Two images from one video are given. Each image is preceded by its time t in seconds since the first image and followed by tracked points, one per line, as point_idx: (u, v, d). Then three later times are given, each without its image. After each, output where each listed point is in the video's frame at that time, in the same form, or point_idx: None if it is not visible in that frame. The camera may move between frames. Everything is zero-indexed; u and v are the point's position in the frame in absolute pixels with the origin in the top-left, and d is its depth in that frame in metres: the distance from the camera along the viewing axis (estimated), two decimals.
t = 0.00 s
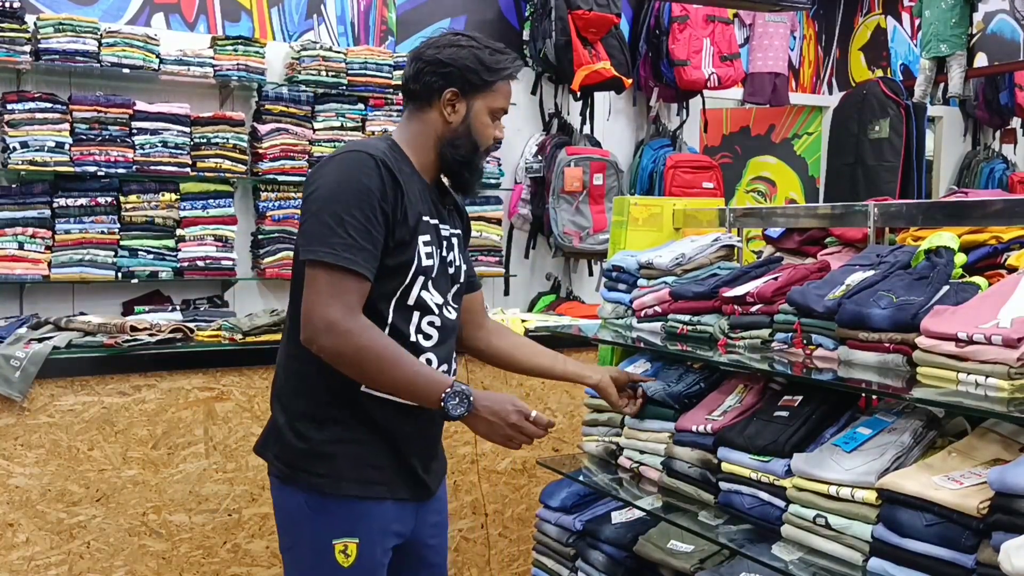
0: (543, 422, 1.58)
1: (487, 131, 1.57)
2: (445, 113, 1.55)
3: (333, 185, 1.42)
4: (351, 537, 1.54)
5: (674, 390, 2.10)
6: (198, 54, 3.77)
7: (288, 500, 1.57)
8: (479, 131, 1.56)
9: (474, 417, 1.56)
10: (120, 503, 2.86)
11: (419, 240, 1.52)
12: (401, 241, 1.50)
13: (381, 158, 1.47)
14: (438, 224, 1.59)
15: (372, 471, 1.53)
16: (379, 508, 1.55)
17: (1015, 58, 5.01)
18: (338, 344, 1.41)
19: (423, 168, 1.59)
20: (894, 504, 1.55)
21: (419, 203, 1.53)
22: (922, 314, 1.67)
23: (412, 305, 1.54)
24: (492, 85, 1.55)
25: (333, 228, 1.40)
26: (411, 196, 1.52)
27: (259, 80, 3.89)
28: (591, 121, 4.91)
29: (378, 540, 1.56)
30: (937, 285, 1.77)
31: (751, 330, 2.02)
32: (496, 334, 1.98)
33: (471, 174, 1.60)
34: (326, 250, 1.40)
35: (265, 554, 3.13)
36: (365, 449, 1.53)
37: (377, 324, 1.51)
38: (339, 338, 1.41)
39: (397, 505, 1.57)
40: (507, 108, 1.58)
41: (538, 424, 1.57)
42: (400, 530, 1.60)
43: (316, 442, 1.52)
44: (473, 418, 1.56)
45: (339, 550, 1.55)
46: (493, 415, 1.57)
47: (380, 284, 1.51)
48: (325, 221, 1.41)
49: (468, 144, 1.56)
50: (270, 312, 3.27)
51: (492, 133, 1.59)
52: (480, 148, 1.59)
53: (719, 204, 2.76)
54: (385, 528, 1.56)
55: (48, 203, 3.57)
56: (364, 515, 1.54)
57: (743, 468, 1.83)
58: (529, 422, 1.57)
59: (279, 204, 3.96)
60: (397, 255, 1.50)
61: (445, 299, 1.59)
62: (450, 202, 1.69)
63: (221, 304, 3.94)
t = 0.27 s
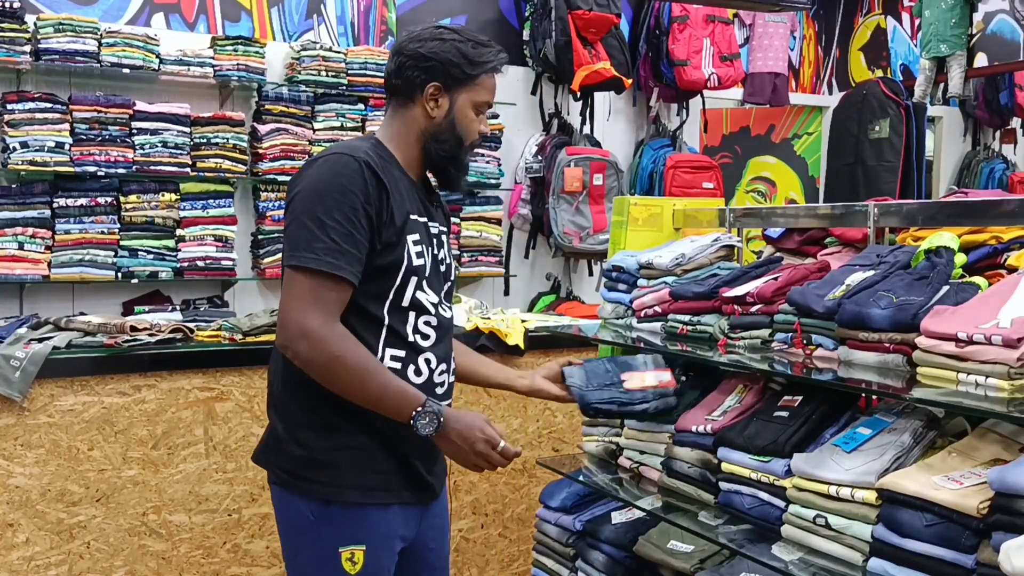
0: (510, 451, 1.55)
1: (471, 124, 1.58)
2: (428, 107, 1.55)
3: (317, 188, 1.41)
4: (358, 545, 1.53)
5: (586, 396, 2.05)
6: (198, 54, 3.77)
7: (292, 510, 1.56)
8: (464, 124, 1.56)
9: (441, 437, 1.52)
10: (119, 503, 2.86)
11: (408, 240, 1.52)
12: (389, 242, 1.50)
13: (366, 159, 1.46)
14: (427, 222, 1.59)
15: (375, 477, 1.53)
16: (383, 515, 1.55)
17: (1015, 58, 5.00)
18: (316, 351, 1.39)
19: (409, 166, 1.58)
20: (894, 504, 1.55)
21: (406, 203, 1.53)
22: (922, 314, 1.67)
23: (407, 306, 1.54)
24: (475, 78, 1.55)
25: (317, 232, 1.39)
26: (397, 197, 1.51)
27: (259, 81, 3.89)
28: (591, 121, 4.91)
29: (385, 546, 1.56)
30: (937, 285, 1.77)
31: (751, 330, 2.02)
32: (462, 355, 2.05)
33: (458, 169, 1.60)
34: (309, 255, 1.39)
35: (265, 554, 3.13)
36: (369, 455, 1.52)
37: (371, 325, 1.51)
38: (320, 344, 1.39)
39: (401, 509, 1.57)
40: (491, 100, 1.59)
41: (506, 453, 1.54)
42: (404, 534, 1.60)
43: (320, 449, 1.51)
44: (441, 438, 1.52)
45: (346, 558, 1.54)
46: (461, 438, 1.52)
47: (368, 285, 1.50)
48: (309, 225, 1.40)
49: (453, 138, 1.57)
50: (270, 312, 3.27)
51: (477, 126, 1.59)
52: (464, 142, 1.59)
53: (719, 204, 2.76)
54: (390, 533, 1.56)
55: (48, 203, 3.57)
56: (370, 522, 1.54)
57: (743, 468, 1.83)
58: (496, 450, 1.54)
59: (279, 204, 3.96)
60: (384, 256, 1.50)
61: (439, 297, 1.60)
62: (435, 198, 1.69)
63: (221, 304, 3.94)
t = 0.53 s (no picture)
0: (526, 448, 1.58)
1: (447, 118, 1.55)
2: (403, 101, 1.53)
3: (319, 196, 1.40)
4: (375, 545, 1.53)
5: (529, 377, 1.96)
6: (198, 55, 3.77)
7: (303, 513, 1.54)
8: (438, 118, 1.54)
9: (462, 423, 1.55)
10: (120, 503, 2.86)
11: (407, 241, 1.52)
12: (390, 245, 1.49)
13: (364, 163, 1.45)
14: (422, 221, 1.59)
15: (387, 478, 1.53)
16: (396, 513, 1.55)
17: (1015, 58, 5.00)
18: (328, 360, 1.40)
19: (398, 164, 1.58)
20: (894, 504, 1.55)
21: (402, 204, 1.52)
22: (922, 314, 1.67)
23: (410, 306, 1.54)
24: (450, 69, 1.52)
25: (323, 241, 1.38)
26: (395, 198, 1.50)
27: (259, 81, 3.89)
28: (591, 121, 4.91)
29: (399, 546, 1.56)
30: (936, 285, 1.77)
31: (751, 330, 2.02)
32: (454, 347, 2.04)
33: (433, 164, 1.58)
34: (316, 264, 1.38)
35: (265, 554, 3.13)
36: (378, 456, 1.52)
37: (375, 326, 1.50)
38: (331, 352, 1.39)
39: (414, 509, 1.58)
40: (469, 93, 1.55)
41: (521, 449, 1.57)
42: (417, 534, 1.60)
43: (330, 454, 1.50)
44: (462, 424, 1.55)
45: (362, 559, 1.54)
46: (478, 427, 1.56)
47: (372, 288, 1.50)
48: (313, 234, 1.39)
49: (430, 133, 1.54)
50: (270, 312, 3.27)
51: (456, 120, 1.56)
52: (440, 136, 1.56)
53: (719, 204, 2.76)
54: (404, 533, 1.56)
55: (48, 204, 3.57)
56: (385, 522, 1.54)
57: (743, 468, 1.83)
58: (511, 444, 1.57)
59: (279, 204, 3.96)
60: (386, 259, 1.49)
61: (439, 294, 1.60)
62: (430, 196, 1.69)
63: (221, 304, 3.94)
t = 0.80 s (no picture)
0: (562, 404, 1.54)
1: (433, 109, 1.53)
2: (388, 97, 1.54)
3: (312, 197, 1.40)
4: (376, 542, 1.53)
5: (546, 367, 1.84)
6: (198, 55, 3.77)
7: (308, 509, 1.55)
8: (422, 112, 1.53)
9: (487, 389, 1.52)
10: (120, 503, 2.86)
11: (405, 239, 1.52)
12: (388, 244, 1.49)
13: (356, 163, 1.45)
14: (421, 219, 1.58)
15: (391, 475, 1.52)
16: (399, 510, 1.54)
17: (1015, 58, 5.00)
18: (336, 356, 1.40)
19: (394, 163, 1.58)
20: (894, 504, 1.55)
21: (398, 202, 1.52)
22: (921, 314, 1.67)
23: (409, 304, 1.54)
24: (431, 60, 1.51)
25: (318, 242, 1.39)
26: (389, 197, 1.50)
27: (259, 81, 3.89)
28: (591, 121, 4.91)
29: (402, 544, 1.55)
30: (936, 285, 1.77)
31: (751, 329, 2.02)
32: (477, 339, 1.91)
33: (425, 157, 1.56)
34: (313, 266, 1.38)
35: (265, 554, 3.13)
36: (384, 454, 1.52)
37: (376, 326, 1.50)
38: (335, 352, 1.40)
39: (418, 506, 1.57)
40: (454, 83, 1.53)
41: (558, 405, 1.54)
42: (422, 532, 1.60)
43: (337, 451, 1.50)
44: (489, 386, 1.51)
45: (364, 556, 1.53)
46: (511, 391, 1.53)
47: (373, 287, 1.50)
48: (308, 235, 1.39)
49: (416, 128, 1.53)
50: (270, 312, 3.27)
51: (443, 113, 1.54)
52: (427, 129, 1.54)
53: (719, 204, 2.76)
54: (408, 531, 1.56)
55: (48, 204, 3.57)
56: (387, 519, 1.53)
57: (743, 468, 1.83)
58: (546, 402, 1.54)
59: (279, 204, 3.96)
60: (384, 258, 1.49)
61: (440, 291, 1.59)
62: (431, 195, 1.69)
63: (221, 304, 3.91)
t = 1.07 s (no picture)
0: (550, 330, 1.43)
1: (443, 104, 1.53)
2: (404, 98, 1.57)
3: (312, 192, 1.43)
4: (378, 533, 1.51)
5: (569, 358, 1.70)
6: (198, 55, 3.77)
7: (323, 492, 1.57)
8: (432, 108, 1.53)
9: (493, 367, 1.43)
10: (120, 503, 2.87)
11: (411, 234, 1.50)
12: (392, 238, 1.49)
13: (357, 159, 1.47)
14: (437, 216, 1.57)
15: (392, 467, 1.50)
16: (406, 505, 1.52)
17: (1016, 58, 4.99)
18: (335, 340, 1.40)
19: (414, 162, 1.59)
20: (894, 504, 1.55)
21: (406, 198, 1.52)
22: (921, 314, 1.67)
23: (419, 299, 1.52)
24: (439, 57, 1.52)
25: (316, 236, 1.41)
26: (394, 192, 1.51)
27: (259, 81, 3.89)
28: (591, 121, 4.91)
29: (407, 537, 1.52)
30: (936, 285, 1.77)
31: (751, 329, 2.02)
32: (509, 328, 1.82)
33: (438, 154, 1.55)
34: (311, 258, 1.41)
35: (265, 554, 3.14)
36: (391, 446, 1.51)
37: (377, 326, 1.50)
38: (332, 337, 1.40)
39: (426, 502, 1.54)
40: (462, 76, 1.52)
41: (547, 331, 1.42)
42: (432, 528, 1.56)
43: (345, 438, 1.51)
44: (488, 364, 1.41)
45: (366, 545, 1.52)
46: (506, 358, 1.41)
47: (379, 284, 1.50)
48: (309, 229, 1.42)
49: (426, 124, 1.53)
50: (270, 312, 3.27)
51: (454, 108, 1.53)
52: (439, 126, 1.53)
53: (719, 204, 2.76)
54: (413, 525, 1.53)
55: (48, 204, 3.57)
56: (393, 513, 1.51)
57: (743, 468, 1.83)
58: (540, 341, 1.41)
59: (279, 204, 3.96)
60: (390, 252, 1.49)
61: (456, 287, 1.57)
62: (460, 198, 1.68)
63: (222, 304, 3.95)
